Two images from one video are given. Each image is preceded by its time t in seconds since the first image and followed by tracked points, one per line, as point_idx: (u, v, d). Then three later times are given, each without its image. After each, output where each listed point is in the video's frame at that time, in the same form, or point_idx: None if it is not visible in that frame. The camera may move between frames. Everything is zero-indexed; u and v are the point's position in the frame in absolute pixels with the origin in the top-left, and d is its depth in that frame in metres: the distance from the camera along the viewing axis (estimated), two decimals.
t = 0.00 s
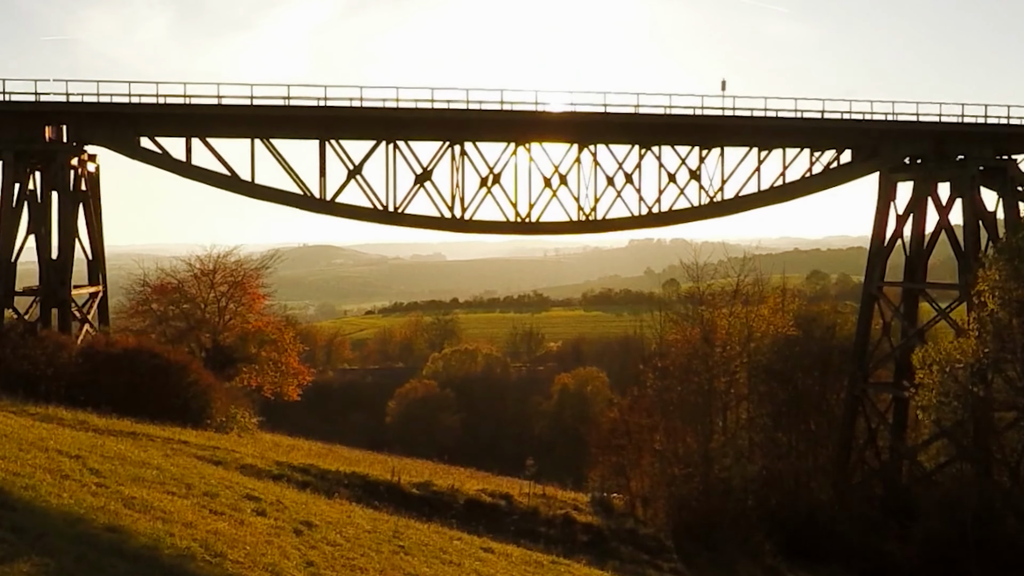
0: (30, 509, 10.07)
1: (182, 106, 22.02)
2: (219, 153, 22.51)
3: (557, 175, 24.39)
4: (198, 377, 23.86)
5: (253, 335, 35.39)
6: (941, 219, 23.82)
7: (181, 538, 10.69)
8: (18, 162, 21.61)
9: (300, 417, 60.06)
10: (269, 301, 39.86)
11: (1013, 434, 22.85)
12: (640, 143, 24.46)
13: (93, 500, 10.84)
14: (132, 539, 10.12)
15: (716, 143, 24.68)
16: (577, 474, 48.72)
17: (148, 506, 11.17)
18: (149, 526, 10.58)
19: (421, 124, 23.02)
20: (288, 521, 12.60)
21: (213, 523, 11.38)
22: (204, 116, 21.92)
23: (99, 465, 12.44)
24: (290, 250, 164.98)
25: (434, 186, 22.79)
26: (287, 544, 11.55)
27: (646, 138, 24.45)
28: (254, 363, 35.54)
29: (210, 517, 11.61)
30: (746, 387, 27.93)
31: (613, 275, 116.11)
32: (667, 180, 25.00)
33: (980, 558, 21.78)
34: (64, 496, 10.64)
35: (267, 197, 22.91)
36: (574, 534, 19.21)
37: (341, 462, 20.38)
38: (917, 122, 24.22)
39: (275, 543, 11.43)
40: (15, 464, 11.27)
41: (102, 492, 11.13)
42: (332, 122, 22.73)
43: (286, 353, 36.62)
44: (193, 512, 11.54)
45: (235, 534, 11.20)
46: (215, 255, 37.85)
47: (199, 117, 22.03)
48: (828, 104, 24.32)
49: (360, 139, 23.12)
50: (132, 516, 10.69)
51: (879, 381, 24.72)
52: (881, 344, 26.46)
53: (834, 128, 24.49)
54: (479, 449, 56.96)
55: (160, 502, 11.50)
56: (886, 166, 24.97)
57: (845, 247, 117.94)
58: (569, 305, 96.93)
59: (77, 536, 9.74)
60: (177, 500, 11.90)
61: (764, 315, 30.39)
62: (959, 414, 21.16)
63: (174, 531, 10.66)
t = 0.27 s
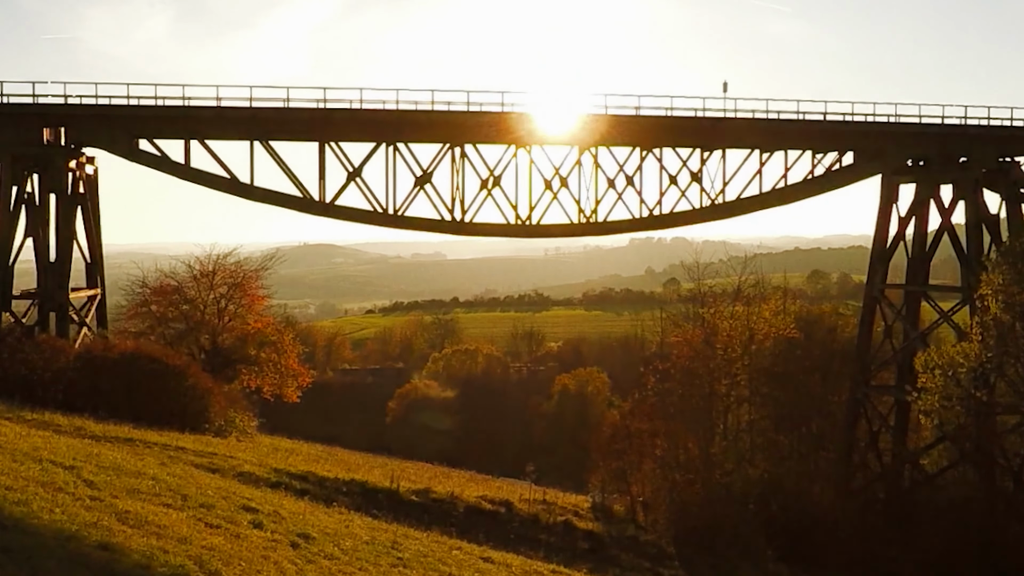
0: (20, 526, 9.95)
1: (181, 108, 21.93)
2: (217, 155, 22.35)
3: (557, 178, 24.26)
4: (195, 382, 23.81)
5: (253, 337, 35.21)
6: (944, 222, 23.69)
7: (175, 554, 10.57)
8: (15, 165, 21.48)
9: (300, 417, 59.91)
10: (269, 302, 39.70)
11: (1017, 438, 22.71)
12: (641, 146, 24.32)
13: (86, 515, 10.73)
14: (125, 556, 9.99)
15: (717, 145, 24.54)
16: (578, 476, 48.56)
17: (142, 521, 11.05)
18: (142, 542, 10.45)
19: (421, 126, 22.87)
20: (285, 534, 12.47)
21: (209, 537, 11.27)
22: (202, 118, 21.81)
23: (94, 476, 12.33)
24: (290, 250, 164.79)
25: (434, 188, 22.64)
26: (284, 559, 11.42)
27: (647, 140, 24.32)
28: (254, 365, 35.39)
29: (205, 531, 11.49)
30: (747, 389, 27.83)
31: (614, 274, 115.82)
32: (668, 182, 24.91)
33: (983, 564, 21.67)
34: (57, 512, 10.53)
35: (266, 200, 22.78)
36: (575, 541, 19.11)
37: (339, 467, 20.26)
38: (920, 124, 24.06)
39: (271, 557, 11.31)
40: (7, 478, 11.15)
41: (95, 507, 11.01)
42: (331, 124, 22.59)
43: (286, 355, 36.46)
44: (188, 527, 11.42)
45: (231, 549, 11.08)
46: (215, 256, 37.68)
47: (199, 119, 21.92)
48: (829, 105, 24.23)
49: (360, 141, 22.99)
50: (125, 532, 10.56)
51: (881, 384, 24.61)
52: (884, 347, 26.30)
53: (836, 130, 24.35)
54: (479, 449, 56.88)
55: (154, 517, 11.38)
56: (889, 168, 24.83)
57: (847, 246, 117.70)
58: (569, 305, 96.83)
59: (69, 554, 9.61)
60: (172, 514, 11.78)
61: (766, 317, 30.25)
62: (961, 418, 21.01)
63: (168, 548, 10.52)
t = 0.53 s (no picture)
0: (8, 541, 9.79)
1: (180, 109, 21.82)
2: (215, 157, 22.24)
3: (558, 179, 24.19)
4: (193, 386, 23.77)
5: (252, 338, 35.09)
6: (946, 223, 23.58)
7: (166, 569, 10.42)
8: (12, 167, 21.36)
9: (299, 418, 59.76)
10: (268, 304, 39.56)
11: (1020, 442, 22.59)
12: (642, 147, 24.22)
13: (76, 529, 10.58)
14: (116, 572, 9.84)
15: (719, 147, 24.43)
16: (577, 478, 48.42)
17: (133, 535, 10.90)
18: (133, 557, 10.31)
19: (421, 128, 22.75)
20: (281, 545, 12.32)
21: (202, 551, 11.12)
22: (201, 119, 21.69)
23: (87, 486, 12.20)
24: (290, 249, 164.63)
25: (434, 190, 22.54)
26: (278, 573, 11.27)
27: (648, 142, 24.21)
28: (253, 367, 35.26)
29: (199, 544, 11.34)
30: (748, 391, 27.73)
31: (614, 274, 115.59)
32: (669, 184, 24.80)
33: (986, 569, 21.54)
34: (47, 527, 10.37)
35: (264, 202, 22.65)
36: (575, 548, 19.01)
37: (338, 471, 20.13)
38: (922, 126, 23.92)
39: (265, 572, 11.16)
40: None
41: (87, 520, 10.88)
42: (330, 125, 22.48)
43: (286, 356, 36.33)
44: (181, 540, 11.27)
45: (225, 564, 10.93)
46: (214, 257, 37.53)
47: (197, 120, 21.79)
48: (831, 106, 24.11)
49: (359, 143, 22.88)
50: (117, 547, 10.42)
51: (883, 387, 24.51)
52: (885, 350, 26.19)
53: (838, 132, 24.25)
54: (479, 450, 56.80)
55: (146, 530, 11.24)
56: (891, 169, 24.75)
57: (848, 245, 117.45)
58: (569, 304, 96.74)
59: (58, 570, 9.45)
60: (165, 526, 11.64)
61: (766, 319, 30.12)
62: (964, 422, 20.90)
63: (161, 563, 10.39)
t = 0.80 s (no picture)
0: None
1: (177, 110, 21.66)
2: (213, 159, 22.07)
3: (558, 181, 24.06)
4: (190, 391, 23.64)
5: (251, 340, 34.90)
6: (949, 225, 23.41)
7: None
8: (8, 169, 21.18)
9: (299, 420, 59.64)
10: (267, 306, 39.35)
11: None
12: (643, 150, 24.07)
13: (63, 545, 10.41)
14: None
15: (720, 149, 24.28)
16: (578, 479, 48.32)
17: (123, 552, 10.73)
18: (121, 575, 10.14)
19: (420, 130, 22.56)
20: (274, 560, 12.14)
21: (193, 567, 10.95)
22: (198, 121, 21.54)
23: (77, 498, 12.05)
24: (291, 249, 164.59)
25: (434, 193, 22.38)
26: None
27: (649, 144, 24.05)
28: (252, 369, 35.13)
29: (189, 561, 11.16)
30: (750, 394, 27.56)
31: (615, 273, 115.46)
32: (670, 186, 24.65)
33: None
34: (33, 543, 10.20)
35: (262, 204, 22.47)
36: (576, 556, 18.84)
37: (336, 477, 19.96)
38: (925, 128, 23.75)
39: None
40: None
41: (75, 536, 10.71)
42: (329, 126, 22.28)
43: (285, 358, 36.22)
44: (171, 556, 11.09)
45: None
46: (212, 258, 37.37)
47: (195, 122, 21.61)
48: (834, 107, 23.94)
49: (357, 145, 22.72)
50: (104, 565, 10.25)
51: (886, 391, 24.36)
52: (888, 353, 26.03)
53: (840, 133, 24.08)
54: (479, 451, 56.67)
55: (136, 545, 11.06)
56: (894, 171, 24.57)
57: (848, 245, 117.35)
58: (570, 304, 96.59)
59: None
60: (155, 540, 11.47)
61: (768, 323, 29.94)
62: (968, 427, 20.69)
63: None
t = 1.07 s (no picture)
0: None
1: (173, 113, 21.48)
2: (209, 162, 21.88)
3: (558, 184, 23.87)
4: (187, 398, 23.43)
5: (249, 343, 34.66)
6: (954, 229, 23.19)
7: None
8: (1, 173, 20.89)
9: (298, 422, 59.47)
10: (266, 308, 39.12)
11: None
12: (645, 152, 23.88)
13: (48, 565, 10.21)
14: None
15: (722, 152, 24.09)
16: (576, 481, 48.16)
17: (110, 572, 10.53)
18: None
19: (419, 133, 22.34)
20: None
21: None
22: (195, 124, 21.34)
23: (66, 515, 11.86)
24: (291, 249, 164.55)
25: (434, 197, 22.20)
26: None
27: (651, 147, 23.87)
28: (250, 372, 34.89)
29: None
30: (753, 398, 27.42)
31: (615, 273, 115.35)
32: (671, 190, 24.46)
33: None
34: (16, 564, 9.99)
35: (259, 209, 22.26)
36: (576, 567, 18.59)
37: (333, 485, 19.73)
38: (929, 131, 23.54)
39: None
40: None
41: (61, 557, 10.52)
42: (326, 130, 22.09)
43: (284, 361, 36.03)
44: None
45: None
46: (211, 261, 37.12)
47: (191, 125, 21.41)
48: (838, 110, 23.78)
49: (355, 149, 22.50)
50: None
51: (889, 395, 24.18)
52: (892, 358, 25.83)
53: (844, 136, 23.86)
54: (479, 454, 56.50)
55: (124, 565, 10.86)
56: (898, 175, 24.34)
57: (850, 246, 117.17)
58: (570, 305, 96.40)
59: None
60: (145, 559, 11.27)
61: (771, 327, 29.77)
62: (974, 435, 20.40)
63: None
